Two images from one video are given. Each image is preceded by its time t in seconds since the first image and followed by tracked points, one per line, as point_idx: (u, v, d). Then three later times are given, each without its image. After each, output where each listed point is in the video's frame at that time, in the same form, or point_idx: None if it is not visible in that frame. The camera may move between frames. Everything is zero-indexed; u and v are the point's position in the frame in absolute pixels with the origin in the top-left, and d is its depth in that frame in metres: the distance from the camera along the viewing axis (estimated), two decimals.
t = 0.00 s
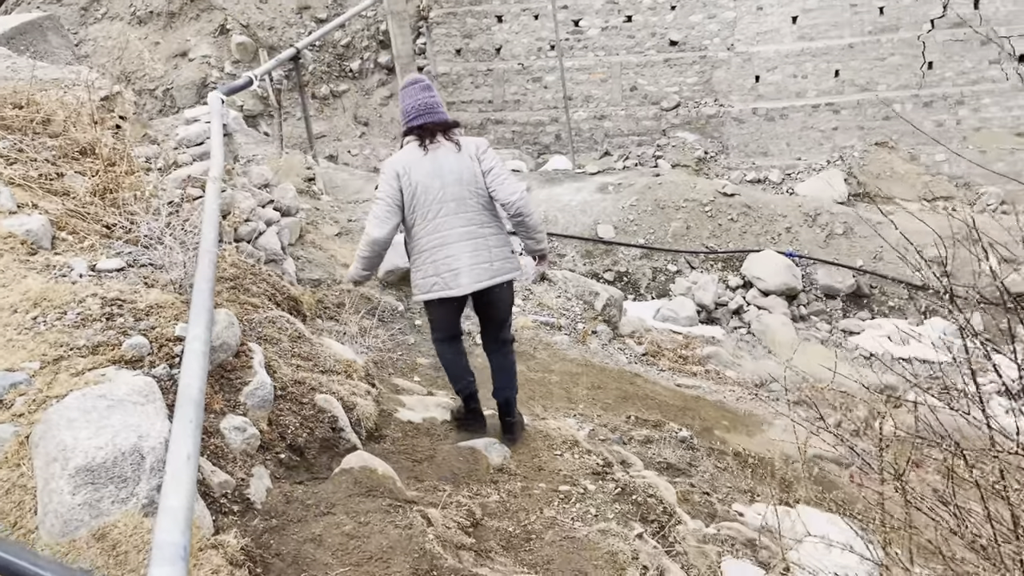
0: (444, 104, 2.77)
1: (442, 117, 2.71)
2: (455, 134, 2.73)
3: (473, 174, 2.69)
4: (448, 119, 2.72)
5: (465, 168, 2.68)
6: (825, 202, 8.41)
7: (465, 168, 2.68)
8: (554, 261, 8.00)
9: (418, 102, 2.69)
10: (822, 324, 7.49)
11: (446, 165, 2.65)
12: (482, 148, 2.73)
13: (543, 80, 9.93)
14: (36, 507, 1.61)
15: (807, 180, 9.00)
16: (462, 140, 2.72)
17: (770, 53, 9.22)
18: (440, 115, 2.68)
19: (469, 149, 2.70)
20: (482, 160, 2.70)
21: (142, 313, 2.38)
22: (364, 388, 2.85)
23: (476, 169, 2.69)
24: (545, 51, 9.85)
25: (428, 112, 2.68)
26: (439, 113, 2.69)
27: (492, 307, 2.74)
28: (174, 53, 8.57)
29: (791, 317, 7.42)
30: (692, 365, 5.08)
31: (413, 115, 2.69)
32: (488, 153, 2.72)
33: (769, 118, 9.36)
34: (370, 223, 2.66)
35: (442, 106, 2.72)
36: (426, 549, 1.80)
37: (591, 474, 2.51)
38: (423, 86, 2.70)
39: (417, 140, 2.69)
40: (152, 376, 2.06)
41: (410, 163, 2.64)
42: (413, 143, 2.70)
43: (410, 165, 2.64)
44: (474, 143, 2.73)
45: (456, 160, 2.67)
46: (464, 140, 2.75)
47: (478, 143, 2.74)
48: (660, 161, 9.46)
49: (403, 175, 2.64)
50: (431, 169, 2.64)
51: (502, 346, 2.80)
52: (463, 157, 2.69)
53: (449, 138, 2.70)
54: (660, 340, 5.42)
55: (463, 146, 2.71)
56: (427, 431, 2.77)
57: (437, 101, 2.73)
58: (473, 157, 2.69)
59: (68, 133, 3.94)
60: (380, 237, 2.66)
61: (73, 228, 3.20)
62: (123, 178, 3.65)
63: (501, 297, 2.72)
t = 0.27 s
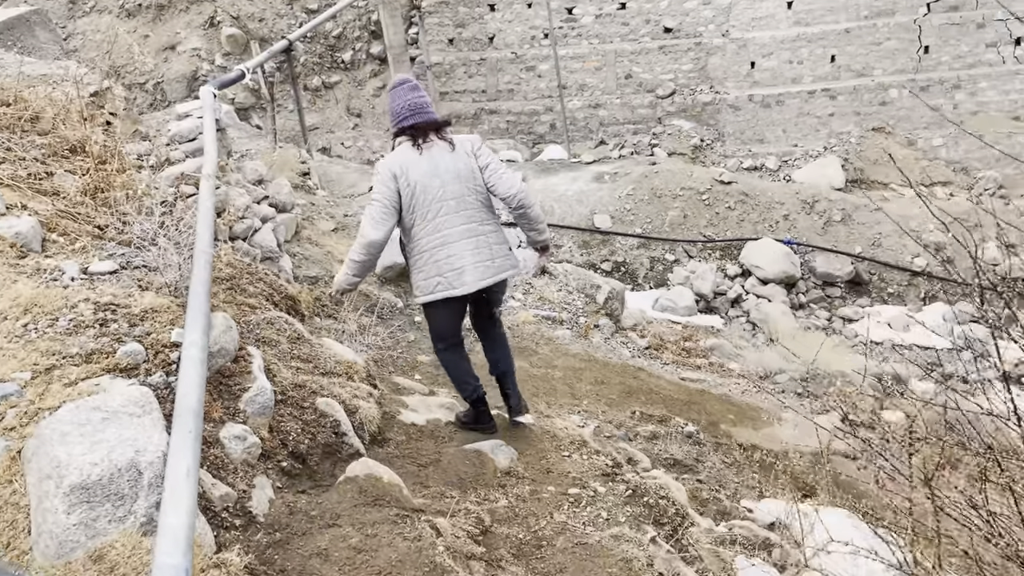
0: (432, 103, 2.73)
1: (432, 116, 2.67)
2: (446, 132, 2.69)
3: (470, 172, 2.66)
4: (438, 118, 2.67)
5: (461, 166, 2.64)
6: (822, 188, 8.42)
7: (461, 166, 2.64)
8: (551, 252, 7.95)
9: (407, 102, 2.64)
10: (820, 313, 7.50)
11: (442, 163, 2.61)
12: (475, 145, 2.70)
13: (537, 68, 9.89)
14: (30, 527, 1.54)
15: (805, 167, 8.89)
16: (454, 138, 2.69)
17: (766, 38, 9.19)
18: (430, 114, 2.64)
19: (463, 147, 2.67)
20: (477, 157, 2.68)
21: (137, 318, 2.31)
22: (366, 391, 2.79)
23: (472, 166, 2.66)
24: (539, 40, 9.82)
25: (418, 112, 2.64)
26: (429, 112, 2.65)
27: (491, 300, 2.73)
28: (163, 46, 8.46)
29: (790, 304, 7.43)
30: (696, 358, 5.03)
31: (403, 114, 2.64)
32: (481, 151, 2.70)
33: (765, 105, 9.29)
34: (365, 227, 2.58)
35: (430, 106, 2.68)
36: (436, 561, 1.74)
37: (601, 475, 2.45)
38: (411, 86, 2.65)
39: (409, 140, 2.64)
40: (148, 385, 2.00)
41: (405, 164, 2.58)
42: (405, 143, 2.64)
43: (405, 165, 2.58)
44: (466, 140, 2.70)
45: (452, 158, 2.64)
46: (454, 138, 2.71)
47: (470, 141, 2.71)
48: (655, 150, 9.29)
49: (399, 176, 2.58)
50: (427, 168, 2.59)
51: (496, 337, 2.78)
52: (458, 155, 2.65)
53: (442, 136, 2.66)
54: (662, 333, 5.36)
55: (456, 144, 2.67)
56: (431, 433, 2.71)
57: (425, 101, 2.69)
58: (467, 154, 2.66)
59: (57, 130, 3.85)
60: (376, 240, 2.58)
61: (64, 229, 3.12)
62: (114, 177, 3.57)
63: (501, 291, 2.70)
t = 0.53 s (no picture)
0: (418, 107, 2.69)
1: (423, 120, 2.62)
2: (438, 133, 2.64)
3: (470, 171, 2.63)
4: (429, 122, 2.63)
5: (461, 165, 2.62)
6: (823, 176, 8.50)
7: (461, 165, 2.62)
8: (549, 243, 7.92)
9: (397, 106, 2.59)
10: (820, 300, 7.65)
11: (443, 164, 2.57)
12: (470, 144, 2.68)
13: (532, 59, 9.85)
14: (24, 545, 1.48)
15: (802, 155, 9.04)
16: (448, 137, 2.65)
17: (762, 26, 9.26)
18: (422, 117, 2.60)
19: (459, 146, 2.64)
20: (474, 155, 2.66)
21: (132, 322, 2.24)
22: (369, 391, 2.73)
23: (471, 165, 2.64)
24: (534, 29, 9.78)
25: (410, 116, 2.59)
26: (421, 115, 2.61)
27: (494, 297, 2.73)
28: (155, 40, 8.35)
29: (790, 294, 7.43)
30: (700, 350, 4.98)
31: (395, 118, 2.58)
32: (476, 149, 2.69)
33: (763, 93, 9.37)
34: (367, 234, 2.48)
35: (420, 110, 2.63)
36: (446, 571, 1.69)
37: (611, 475, 2.39)
38: (400, 91, 2.60)
39: (404, 144, 2.58)
40: (144, 392, 1.93)
41: (405, 167, 2.52)
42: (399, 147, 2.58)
43: (406, 169, 2.52)
44: (460, 140, 2.68)
45: (451, 159, 2.60)
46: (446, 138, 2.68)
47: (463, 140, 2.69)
48: (652, 139, 9.38)
49: (402, 181, 2.51)
50: (428, 170, 2.54)
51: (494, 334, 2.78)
52: (456, 155, 2.62)
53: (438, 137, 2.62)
54: (665, 326, 5.32)
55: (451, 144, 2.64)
56: (436, 433, 2.65)
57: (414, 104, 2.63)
58: (465, 153, 2.64)
59: (48, 127, 3.77)
60: (374, 246, 2.48)
61: (56, 229, 3.05)
62: (107, 174, 3.49)
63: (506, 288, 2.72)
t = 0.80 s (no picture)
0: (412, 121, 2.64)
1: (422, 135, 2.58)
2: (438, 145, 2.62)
3: (475, 178, 2.65)
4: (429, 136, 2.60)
5: (467, 173, 2.62)
6: (821, 165, 8.63)
7: (467, 173, 2.62)
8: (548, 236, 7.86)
9: (397, 125, 2.52)
10: (820, 289, 7.63)
11: (451, 175, 2.57)
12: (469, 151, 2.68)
13: (528, 49, 9.92)
14: (22, 560, 1.44)
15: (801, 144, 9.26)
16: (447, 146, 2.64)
17: (760, 13, 9.54)
18: (423, 133, 2.55)
19: (461, 154, 2.63)
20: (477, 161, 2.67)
21: (130, 325, 2.20)
22: (372, 392, 2.69)
23: (476, 172, 2.65)
24: (530, 19, 9.89)
25: (412, 133, 2.52)
26: (421, 131, 2.56)
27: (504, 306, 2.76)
28: (149, 34, 8.28)
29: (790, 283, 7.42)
30: (704, 342, 4.95)
31: (396, 139, 2.50)
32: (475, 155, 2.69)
33: (761, 81, 9.63)
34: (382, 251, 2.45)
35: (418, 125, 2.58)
36: None
37: (621, 474, 2.36)
38: (397, 108, 2.54)
39: (409, 162, 2.53)
40: (143, 399, 1.88)
41: (415, 182, 2.50)
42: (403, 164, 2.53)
43: (417, 183, 2.50)
44: (458, 148, 2.66)
45: (457, 168, 2.60)
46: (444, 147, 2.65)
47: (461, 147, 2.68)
48: (650, 128, 9.50)
49: (414, 195, 2.49)
50: (438, 183, 2.54)
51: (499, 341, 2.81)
52: (460, 164, 2.62)
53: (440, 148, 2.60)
54: (669, 318, 5.28)
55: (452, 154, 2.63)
56: (441, 433, 2.62)
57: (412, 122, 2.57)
58: (468, 161, 2.64)
59: (41, 124, 3.71)
60: (373, 258, 2.46)
61: (51, 229, 2.99)
62: (103, 172, 3.44)
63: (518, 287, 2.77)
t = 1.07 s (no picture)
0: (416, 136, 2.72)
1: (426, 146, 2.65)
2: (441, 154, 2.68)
3: (479, 179, 2.67)
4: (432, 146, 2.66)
5: (470, 174, 2.65)
6: (818, 155, 8.66)
7: (471, 175, 2.65)
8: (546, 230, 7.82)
9: (401, 137, 2.59)
10: (819, 281, 7.60)
11: (455, 178, 2.60)
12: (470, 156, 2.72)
13: (523, 42, 10.20)
14: None
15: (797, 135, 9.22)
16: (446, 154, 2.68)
17: (755, 6, 9.88)
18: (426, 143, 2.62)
19: (461, 160, 2.67)
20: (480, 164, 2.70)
21: (132, 334, 2.16)
22: (377, 396, 2.66)
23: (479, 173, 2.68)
24: (525, 13, 10.22)
25: (415, 145, 2.59)
26: (424, 141, 2.62)
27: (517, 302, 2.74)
28: (142, 31, 8.20)
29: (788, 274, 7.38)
30: (707, 338, 4.93)
31: (400, 151, 2.58)
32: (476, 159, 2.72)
33: (756, 72, 9.83)
34: (398, 262, 2.54)
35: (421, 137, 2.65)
36: None
37: (632, 477, 2.33)
38: (401, 123, 2.63)
39: (412, 173, 2.58)
40: (147, 410, 1.85)
41: (420, 188, 2.54)
42: (408, 175, 2.58)
43: (422, 190, 2.54)
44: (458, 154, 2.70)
45: (460, 171, 2.63)
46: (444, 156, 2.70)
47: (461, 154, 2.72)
48: (646, 121, 9.66)
49: (420, 202, 2.53)
50: (443, 187, 2.56)
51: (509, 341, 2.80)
52: (463, 168, 2.65)
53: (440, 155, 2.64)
54: (672, 314, 5.26)
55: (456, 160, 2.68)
56: (448, 436, 2.59)
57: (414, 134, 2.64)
58: (471, 165, 2.68)
59: (36, 124, 3.66)
60: (396, 272, 2.56)
61: (48, 233, 2.94)
62: (101, 174, 3.39)
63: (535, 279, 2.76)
